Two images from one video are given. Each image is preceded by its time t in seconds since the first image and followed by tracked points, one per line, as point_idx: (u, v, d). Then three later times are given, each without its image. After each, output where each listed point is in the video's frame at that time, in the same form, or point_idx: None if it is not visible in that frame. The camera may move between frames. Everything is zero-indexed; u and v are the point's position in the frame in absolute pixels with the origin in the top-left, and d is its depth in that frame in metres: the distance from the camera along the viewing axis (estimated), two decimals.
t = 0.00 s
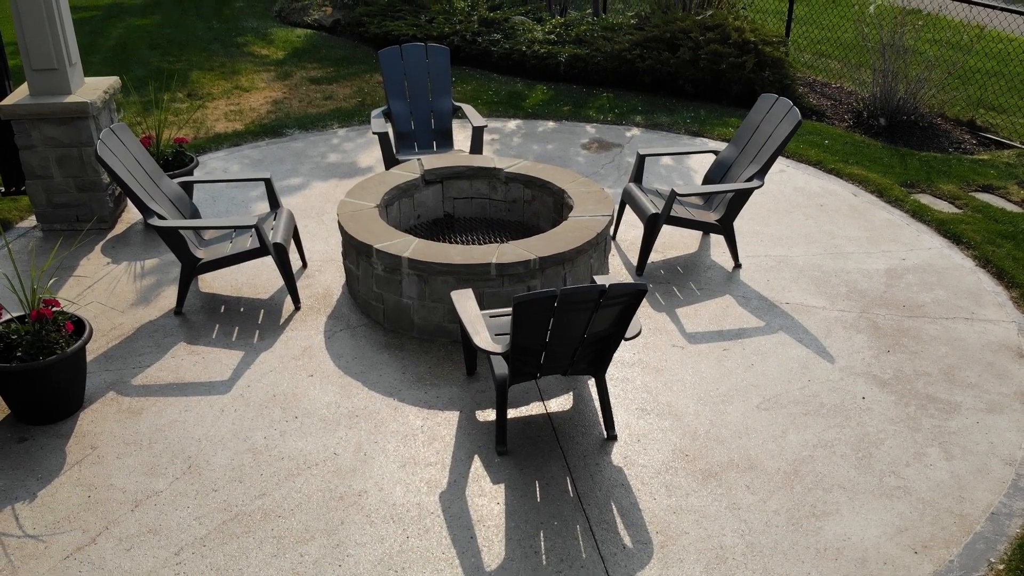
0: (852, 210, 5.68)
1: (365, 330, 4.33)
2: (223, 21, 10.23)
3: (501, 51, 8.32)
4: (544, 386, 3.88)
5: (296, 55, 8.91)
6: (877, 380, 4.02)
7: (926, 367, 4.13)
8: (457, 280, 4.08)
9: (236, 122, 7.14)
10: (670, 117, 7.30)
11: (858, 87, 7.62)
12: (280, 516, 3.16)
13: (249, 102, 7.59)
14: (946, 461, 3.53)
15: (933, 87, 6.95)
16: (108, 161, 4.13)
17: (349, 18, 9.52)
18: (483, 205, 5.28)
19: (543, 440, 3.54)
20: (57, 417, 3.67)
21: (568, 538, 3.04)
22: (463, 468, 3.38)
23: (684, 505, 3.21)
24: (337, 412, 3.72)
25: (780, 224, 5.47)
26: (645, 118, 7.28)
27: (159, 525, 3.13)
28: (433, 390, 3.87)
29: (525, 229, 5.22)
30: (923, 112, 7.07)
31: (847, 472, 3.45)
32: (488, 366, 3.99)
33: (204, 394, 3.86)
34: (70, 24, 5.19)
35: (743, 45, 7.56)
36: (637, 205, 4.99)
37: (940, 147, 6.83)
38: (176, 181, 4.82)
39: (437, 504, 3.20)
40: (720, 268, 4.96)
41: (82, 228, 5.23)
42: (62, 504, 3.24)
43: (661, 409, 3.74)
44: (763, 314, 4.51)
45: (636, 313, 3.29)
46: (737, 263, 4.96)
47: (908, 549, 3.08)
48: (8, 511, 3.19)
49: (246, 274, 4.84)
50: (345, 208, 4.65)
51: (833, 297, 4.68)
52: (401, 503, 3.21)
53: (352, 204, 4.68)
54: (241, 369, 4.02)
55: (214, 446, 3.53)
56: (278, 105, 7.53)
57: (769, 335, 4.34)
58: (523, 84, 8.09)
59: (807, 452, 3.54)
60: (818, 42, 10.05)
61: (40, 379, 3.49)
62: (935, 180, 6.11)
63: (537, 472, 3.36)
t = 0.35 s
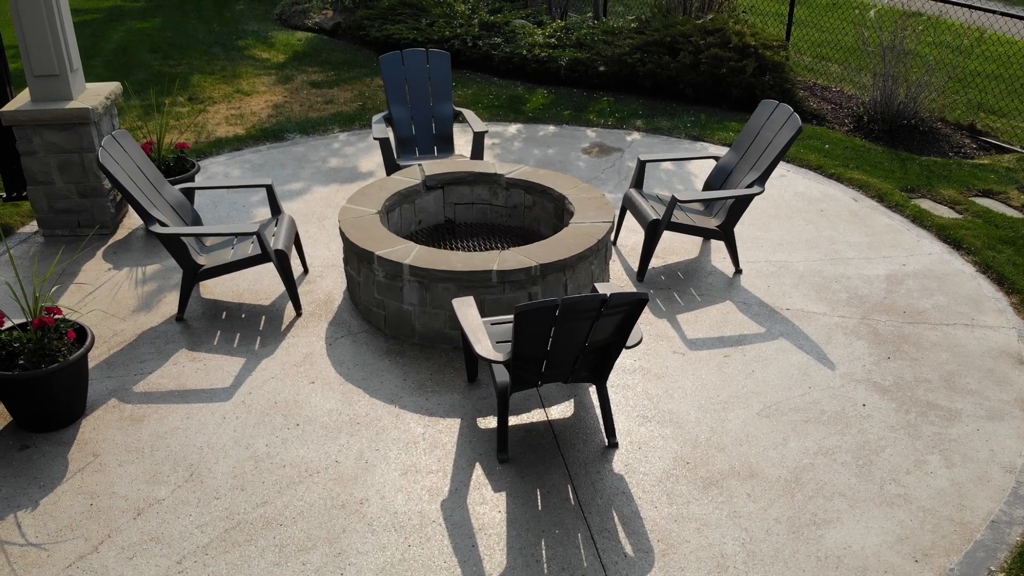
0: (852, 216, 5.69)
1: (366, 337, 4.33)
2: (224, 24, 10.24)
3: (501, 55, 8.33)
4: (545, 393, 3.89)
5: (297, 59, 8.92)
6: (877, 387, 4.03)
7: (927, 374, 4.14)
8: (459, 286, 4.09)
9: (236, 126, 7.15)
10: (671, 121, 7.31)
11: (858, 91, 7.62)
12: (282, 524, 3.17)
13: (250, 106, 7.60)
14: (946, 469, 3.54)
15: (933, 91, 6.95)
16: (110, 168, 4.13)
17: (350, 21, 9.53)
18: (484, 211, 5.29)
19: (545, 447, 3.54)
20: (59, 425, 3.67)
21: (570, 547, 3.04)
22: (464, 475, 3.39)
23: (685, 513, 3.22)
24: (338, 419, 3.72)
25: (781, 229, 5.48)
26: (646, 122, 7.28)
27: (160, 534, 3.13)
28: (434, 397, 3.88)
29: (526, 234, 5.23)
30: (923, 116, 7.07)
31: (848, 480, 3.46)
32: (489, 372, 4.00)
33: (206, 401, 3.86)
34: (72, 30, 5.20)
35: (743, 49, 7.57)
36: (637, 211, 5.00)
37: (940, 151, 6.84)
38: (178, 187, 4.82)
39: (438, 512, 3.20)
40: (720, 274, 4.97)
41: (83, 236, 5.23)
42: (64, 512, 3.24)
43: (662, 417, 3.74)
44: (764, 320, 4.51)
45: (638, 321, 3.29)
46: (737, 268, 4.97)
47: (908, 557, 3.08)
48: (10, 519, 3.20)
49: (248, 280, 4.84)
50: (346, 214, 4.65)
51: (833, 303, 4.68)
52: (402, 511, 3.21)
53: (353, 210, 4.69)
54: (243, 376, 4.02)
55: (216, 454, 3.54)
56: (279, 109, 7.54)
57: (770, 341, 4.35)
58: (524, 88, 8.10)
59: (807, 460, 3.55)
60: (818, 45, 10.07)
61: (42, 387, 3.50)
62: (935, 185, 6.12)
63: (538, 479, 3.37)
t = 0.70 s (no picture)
0: (855, 217, 5.66)
1: (368, 339, 4.30)
2: (224, 24, 10.22)
3: (502, 56, 8.31)
4: (547, 397, 3.86)
5: (297, 59, 8.89)
6: (882, 391, 4.00)
7: (931, 377, 4.11)
8: (461, 289, 4.07)
9: (237, 127, 7.12)
10: (673, 122, 7.28)
11: (861, 92, 7.59)
12: (284, 530, 3.14)
13: (251, 107, 7.58)
14: (952, 474, 3.51)
15: (936, 92, 6.93)
16: (111, 170, 4.11)
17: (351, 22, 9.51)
18: (486, 212, 5.26)
19: (548, 452, 3.51)
20: (59, 429, 3.65)
21: (573, 553, 3.02)
22: (467, 480, 3.36)
23: (689, 518, 3.20)
24: (339, 423, 3.69)
25: (784, 231, 5.45)
26: (647, 123, 7.26)
27: (161, 539, 3.11)
28: (436, 400, 3.85)
29: (528, 236, 5.20)
30: (926, 117, 7.04)
31: (853, 484, 3.43)
32: (492, 375, 3.97)
33: (207, 405, 3.84)
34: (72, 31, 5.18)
35: (745, 50, 7.54)
36: (640, 213, 4.97)
37: (943, 152, 6.81)
38: (179, 189, 4.80)
39: (441, 517, 3.17)
40: (724, 276, 4.94)
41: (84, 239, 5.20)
42: (64, 517, 3.22)
43: (665, 421, 3.72)
44: (768, 323, 4.49)
45: (641, 325, 3.24)
46: (740, 270, 4.94)
47: (914, 563, 3.06)
48: (10, 524, 3.18)
49: (249, 282, 4.82)
50: (348, 216, 4.63)
51: (837, 306, 4.66)
52: (405, 517, 3.19)
53: (354, 212, 4.66)
54: (244, 379, 4.00)
55: (217, 459, 3.51)
56: (279, 110, 7.52)
57: (774, 344, 4.32)
58: (525, 89, 8.07)
59: (812, 464, 3.52)
60: (820, 46, 10.05)
61: (42, 391, 3.48)
62: (939, 186, 6.09)
63: (541, 484, 3.34)
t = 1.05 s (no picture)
0: (861, 222, 5.59)
1: (367, 348, 4.23)
2: (224, 26, 10.15)
3: (504, 58, 8.24)
4: (550, 408, 3.79)
5: (297, 61, 8.83)
6: (890, 401, 3.94)
7: (941, 387, 4.04)
8: (462, 297, 4.00)
9: (236, 130, 7.06)
10: (676, 125, 7.21)
11: (865, 94, 7.51)
12: (281, 546, 3.07)
13: (250, 110, 7.51)
14: (963, 487, 3.44)
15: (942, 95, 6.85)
16: (106, 176, 4.04)
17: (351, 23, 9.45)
18: (488, 218, 5.19)
19: (551, 465, 3.44)
20: (53, 441, 3.58)
21: (578, 570, 2.95)
22: (469, 494, 3.29)
23: (696, 534, 3.13)
24: (338, 435, 3.62)
25: (789, 236, 5.38)
26: (650, 125, 7.19)
27: (156, 556, 3.04)
28: (437, 411, 3.78)
29: (530, 242, 5.14)
30: (931, 120, 6.96)
31: (863, 498, 3.36)
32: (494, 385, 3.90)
33: (203, 416, 3.77)
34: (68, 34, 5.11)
35: (749, 52, 7.47)
36: (643, 219, 4.90)
37: (949, 156, 6.73)
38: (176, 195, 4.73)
39: (442, 533, 3.11)
40: (729, 282, 4.87)
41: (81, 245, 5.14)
42: (57, 532, 3.15)
43: (671, 432, 3.65)
44: (774, 331, 4.42)
45: (647, 337, 3.17)
46: (745, 277, 4.87)
47: None
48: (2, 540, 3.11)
49: (247, 289, 4.75)
50: (347, 222, 4.55)
51: (844, 313, 4.59)
52: (404, 533, 3.12)
53: (354, 218, 4.59)
54: (241, 389, 3.93)
55: (214, 472, 3.44)
56: (278, 113, 7.45)
57: (780, 352, 4.25)
58: (526, 91, 8.01)
59: (821, 477, 3.45)
60: (823, 48, 9.99)
61: (35, 403, 3.41)
62: (945, 191, 6.02)
63: (544, 499, 3.27)
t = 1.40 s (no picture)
0: (870, 231, 5.48)
1: (366, 363, 4.12)
2: (222, 29, 10.05)
3: (505, 61, 8.13)
4: (554, 427, 3.68)
5: (295, 65, 8.72)
6: (904, 419, 3.83)
7: (955, 404, 3.93)
8: (463, 311, 3.88)
9: (233, 135, 6.95)
10: (680, 130, 7.10)
11: (872, 99, 7.39)
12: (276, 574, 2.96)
13: (247, 115, 7.40)
14: (980, 510, 3.33)
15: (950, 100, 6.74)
16: (97, 187, 3.93)
17: (350, 26, 9.34)
18: (489, 227, 5.08)
19: (555, 487, 3.33)
20: (42, 461, 3.48)
21: None
22: (470, 519, 3.18)
23: (706, 561, 3.02)
24: (335, 456, 3.51)
25: (797, 245, 5.27)
26: (654, 131, 7.08)
27: None
28: (437, 430, 3.66)
29: (532, 251, 5.03)
30: (939, 126, 6.85)
31: (877, 522, 3.25)
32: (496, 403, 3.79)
33: (197, 435, 3.66)
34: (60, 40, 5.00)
35: (753, 56, 7.36)
36: (648, 229, 4.78)
37: (958, 162, 6.62)
38: (171, 204, 4.62)
39: (442, 560, 3.00)
40: (736, 294, 4.76)
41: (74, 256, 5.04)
42: (45, 559, 3.04)
43: (679, 452, 3.54)
44: (783, 345, 4.31)
45: (655, 356, 3.06)
46: (753, 288, 4.76)
47: None
48: None
49: (243, 301, 4.65)
50: (345, 233, 4.43)
51: (855, 326, 4.48)
52: (403, 560, 3.01)
53: (352, 229, 4.48)
54: (236, 407, 3.82)
55: (207, 494, 3.33)
56: (276, 118, 7.34)
57: (790, 367, 4.14)
58: (528, 95, 7.90)
59: (833, 500, 3.35)
60: (827, 51, 9.90)
61: (23, 424, 3.30)
62: (955, 198, 5.91)
63: (548, 523, 3.16)
